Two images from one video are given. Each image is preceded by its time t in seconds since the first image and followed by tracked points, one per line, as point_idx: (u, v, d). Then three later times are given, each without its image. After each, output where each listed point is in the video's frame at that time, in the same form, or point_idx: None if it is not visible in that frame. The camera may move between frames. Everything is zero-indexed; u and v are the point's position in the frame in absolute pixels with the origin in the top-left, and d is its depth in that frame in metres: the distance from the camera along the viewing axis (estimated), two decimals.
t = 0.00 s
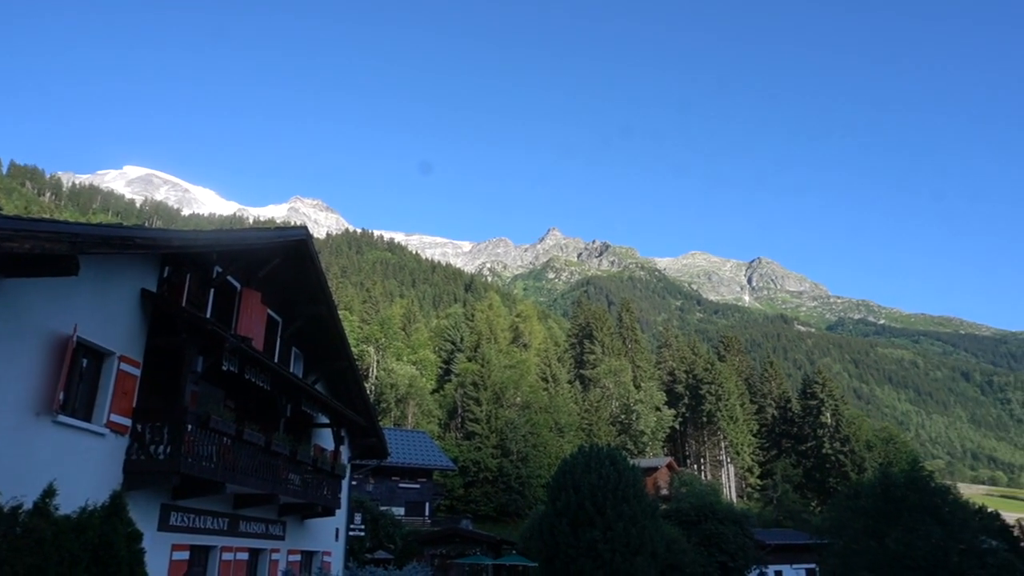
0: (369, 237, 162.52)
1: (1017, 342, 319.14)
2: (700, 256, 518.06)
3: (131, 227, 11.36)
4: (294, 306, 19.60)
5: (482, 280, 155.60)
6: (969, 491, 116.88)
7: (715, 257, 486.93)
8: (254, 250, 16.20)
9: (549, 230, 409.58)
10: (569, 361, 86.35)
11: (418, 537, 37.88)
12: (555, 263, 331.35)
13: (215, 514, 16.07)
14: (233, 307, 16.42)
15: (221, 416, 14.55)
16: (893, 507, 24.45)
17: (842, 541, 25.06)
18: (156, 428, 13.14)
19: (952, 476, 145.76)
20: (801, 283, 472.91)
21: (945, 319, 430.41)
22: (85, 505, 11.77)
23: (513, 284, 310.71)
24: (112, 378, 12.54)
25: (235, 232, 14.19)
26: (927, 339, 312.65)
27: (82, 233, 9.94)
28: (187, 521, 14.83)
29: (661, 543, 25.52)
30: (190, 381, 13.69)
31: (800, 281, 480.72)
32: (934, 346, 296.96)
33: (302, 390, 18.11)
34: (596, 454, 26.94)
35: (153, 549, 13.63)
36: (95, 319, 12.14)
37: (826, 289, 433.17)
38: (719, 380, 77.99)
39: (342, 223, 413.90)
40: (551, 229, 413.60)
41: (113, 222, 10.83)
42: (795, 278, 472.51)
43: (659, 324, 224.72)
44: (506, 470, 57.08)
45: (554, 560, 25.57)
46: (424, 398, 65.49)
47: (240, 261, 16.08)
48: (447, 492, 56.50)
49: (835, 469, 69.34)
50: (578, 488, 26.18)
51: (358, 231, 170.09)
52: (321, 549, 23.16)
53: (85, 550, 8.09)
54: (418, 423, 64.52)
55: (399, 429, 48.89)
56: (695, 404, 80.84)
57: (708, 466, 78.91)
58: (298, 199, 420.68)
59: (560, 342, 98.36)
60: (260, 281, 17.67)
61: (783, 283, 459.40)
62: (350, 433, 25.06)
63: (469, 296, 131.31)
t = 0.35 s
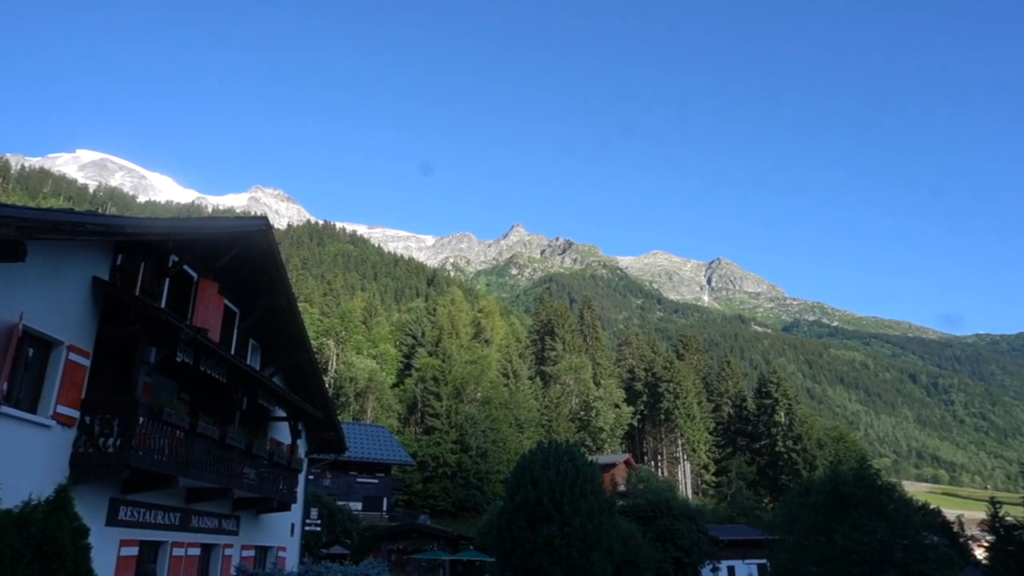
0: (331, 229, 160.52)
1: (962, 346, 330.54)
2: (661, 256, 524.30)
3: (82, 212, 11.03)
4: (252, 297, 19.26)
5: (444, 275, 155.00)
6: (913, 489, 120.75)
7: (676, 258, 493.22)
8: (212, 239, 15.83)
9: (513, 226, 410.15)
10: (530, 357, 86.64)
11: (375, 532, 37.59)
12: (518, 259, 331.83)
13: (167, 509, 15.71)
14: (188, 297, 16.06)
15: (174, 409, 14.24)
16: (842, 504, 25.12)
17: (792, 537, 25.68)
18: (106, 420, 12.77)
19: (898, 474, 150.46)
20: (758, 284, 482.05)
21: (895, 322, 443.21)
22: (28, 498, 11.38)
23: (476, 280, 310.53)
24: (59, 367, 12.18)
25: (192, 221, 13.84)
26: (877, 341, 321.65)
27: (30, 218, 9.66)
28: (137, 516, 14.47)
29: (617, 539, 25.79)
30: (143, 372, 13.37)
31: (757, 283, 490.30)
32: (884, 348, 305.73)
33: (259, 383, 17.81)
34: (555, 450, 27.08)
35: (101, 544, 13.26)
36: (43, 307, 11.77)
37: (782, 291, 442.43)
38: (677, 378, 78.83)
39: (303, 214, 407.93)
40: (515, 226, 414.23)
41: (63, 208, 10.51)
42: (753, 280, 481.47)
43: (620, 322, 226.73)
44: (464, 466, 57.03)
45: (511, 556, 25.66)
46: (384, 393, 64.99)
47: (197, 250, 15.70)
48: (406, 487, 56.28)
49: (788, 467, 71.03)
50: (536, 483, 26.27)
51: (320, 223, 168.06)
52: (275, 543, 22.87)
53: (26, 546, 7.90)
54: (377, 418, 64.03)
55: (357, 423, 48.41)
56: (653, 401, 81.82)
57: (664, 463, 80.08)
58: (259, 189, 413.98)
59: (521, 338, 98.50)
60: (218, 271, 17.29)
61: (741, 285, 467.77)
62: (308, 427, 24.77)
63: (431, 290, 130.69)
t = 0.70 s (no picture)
0: (293, 221, 158.28)
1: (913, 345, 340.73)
2: (625, 254, 528.59)
3: (33, 199, 10.71)
4: (211, 288, 18.89)
5: (409, 269, 154.03)
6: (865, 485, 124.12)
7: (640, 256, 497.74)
8: (170, 229, 15.47)
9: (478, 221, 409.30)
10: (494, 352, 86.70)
11: (336, 528, 37.32)
12: (483, 255, 331.22)
13: (119, 504, 15.35)
14: (146, 288, 15.71)
15: (128, 402, 13.90)
16: (796, 501, 30.69)
17: (750, 530, 31.90)
18: (56, 414, 12.42)
19: (851, 470, 154.58)
20: (720, 283, 489.15)
21: (850, 322, 454.32)
22: None
23: (441, 275, 309.35)
24: (9, 359, 11.87)
25: (150, 210, 13.52)
26: (833, 340, 329.47)
27: None
28: (88, 512, 14.11)
29: (578, 533, 25.98)
30: (95, 364, 13.03)
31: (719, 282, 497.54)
32: (839, 348, 313.23)
33: (218, 376, 17.48)
34: (517, 445, 27.10)
35: (49, 541, 12.90)
36: None
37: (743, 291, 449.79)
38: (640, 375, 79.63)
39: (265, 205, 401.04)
40: (481, 221, 413.50)
41: (12, 195, 10.21)
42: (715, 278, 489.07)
43: (584, 318, 228.01)
44: (427, 461, 56.91)
45: (472, 551, 25.70)
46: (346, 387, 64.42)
47: (155, 240, 15.34)
48: (367, 482, 55.94)
49: (745, 463, 72.46)
50: (498, 478, 26.29)
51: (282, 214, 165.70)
52: (233, 539, 22.50)
53: None
54: (339, 413, 63.48)
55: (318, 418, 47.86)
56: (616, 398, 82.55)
57: (626, 459, 80.97)
58: (221, 179, 405.92)
59: (485, 334, 98.40)
60: (176, 261, 16.93)
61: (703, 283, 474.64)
62: (268, 420, 24.44)
63: (396, 285, 129.80)
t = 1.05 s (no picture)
0: (259, 214, 155.92)
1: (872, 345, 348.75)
2: (594, 252, 531.27)
3: None
4: (174, 281, 18.53)
5: (377, 264, 152.83)
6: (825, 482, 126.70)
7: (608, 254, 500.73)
8: (132, 220, 15.15)
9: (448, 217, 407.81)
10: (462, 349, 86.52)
11: (299, 525, 36.93)
12: (452, 251, 330.14)
13: (75, 501, 14.99)
14: (106, 279, 15.37)
15: (86, 396, 13.58)
16: (758, 497, 31.38)
17: (713, 527, 32.25)
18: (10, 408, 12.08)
19: (810, 467, 157.82)
20: (686, 283, 494.49)
21: (812, 322, 463.29)
22: None
23: (409, 271, 307.96)
24: None
25: (111, 199, 13.21)
26: (795, 340, 335.58)
27: None
28: (43, 508, 13.76)
29: (543, 530, 26.08)
30: (52, 357, 12.71)
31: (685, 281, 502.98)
32: (801, 347, 319.24)
33: (180, 370, 17.15)
34: (484, 442, 27.05)
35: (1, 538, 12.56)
36: None
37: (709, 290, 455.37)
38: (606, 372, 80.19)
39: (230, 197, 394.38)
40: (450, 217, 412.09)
41: None
42: (681, 277, 494.14)
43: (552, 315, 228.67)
44: (393, 458, 56.65)
45: (437, 547, 25.65)
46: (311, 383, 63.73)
47: (116, 231, 15.00)
48: (332, 479, 55.51)
49: (709, 460, 73.56)
50: (464, 475, 26.29)
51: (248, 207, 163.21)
52: (194, 536, 22.14)
53: None
54: (304, 408, 62.83)
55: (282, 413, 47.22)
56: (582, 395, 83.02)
57: (591, 456, 81.50)
58: (184, 169, 397.96)
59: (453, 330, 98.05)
60: (138, 252, 16.57)
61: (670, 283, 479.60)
62: (231, 416, 24.11)
63: (363, 280, 128.67)
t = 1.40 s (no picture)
0: (228, 208, 153.73)
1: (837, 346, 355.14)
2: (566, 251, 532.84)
3: None
4: (139, 276, 18.20)
5: (348, 260, 151.65)
6: (789, 480, 128.93)
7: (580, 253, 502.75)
8: (97, 213, 14.85)
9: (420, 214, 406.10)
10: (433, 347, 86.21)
11: (266, 523, 36.45)
12: (424, 249, 328.75)
13: (35, 500, 14.67)
14: (69, 275, 15.08)
15: (46, 392, 13.30)
16: (725, 495, 31.71)
17: (680, 524, 32.63)
18: None
19: (776, 465, 160.28)
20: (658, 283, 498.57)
21: (780, 322, 470.19)
22: None
23: (380, 268, 306.29)
24: None
25: (75, 190, 12.91)
26: (763, 341, 340.29)
27: None
28: None
29: (513, 528, 26.15)
30: (10, 352, 12.41)
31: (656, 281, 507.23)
32: (769, 348, 323.95)
33: (145, 366, 16.87)
34: (454, 440, 26.96)
35: None
36: None
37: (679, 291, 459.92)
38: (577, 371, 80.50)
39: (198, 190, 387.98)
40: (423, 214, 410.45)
41: None
42: (652, 277, 498.21)
43: (523, 314, 228.93)
44: (363, 456, 56.29)
45: (406, 545, 25.55)
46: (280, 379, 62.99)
47: (80, 224, 14.70)
48: (300, 477, 55.05)
49: (678, 459, 74.42)
50: (434, 473, 26.17)
51: (217, 201, 160.76)
52: (158, 535, 21.81)
53: None
54: (273, 405, 62.19)
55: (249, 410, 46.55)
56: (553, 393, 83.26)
57: (561, 454, 81.77)
58: (151, 161, 390.55)
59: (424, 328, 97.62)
60: (101, 247, 16.25)
61: (641, 282, 483.22)
62: (197, 413, 23.75)
63: (334, 276, 127.50)
